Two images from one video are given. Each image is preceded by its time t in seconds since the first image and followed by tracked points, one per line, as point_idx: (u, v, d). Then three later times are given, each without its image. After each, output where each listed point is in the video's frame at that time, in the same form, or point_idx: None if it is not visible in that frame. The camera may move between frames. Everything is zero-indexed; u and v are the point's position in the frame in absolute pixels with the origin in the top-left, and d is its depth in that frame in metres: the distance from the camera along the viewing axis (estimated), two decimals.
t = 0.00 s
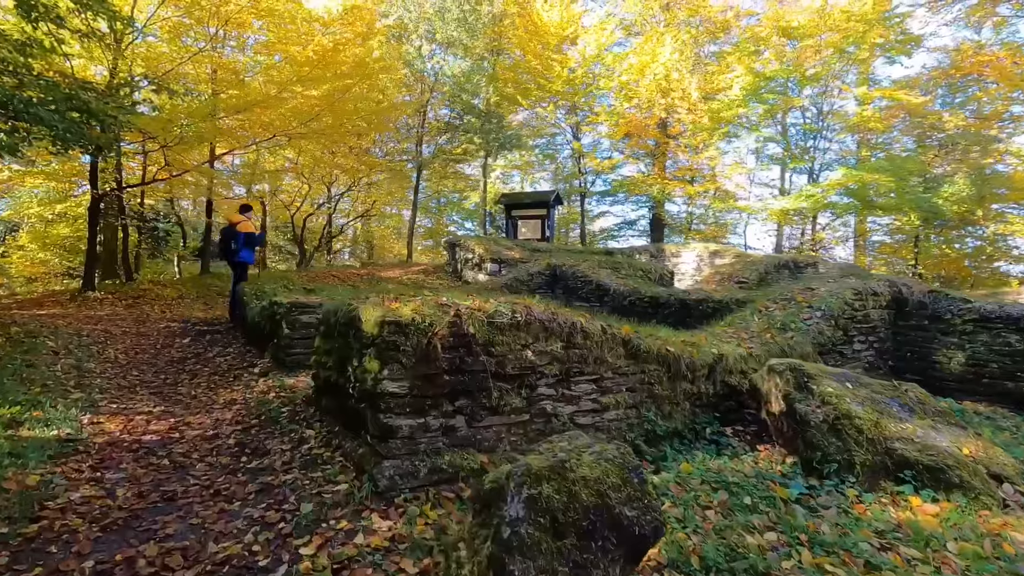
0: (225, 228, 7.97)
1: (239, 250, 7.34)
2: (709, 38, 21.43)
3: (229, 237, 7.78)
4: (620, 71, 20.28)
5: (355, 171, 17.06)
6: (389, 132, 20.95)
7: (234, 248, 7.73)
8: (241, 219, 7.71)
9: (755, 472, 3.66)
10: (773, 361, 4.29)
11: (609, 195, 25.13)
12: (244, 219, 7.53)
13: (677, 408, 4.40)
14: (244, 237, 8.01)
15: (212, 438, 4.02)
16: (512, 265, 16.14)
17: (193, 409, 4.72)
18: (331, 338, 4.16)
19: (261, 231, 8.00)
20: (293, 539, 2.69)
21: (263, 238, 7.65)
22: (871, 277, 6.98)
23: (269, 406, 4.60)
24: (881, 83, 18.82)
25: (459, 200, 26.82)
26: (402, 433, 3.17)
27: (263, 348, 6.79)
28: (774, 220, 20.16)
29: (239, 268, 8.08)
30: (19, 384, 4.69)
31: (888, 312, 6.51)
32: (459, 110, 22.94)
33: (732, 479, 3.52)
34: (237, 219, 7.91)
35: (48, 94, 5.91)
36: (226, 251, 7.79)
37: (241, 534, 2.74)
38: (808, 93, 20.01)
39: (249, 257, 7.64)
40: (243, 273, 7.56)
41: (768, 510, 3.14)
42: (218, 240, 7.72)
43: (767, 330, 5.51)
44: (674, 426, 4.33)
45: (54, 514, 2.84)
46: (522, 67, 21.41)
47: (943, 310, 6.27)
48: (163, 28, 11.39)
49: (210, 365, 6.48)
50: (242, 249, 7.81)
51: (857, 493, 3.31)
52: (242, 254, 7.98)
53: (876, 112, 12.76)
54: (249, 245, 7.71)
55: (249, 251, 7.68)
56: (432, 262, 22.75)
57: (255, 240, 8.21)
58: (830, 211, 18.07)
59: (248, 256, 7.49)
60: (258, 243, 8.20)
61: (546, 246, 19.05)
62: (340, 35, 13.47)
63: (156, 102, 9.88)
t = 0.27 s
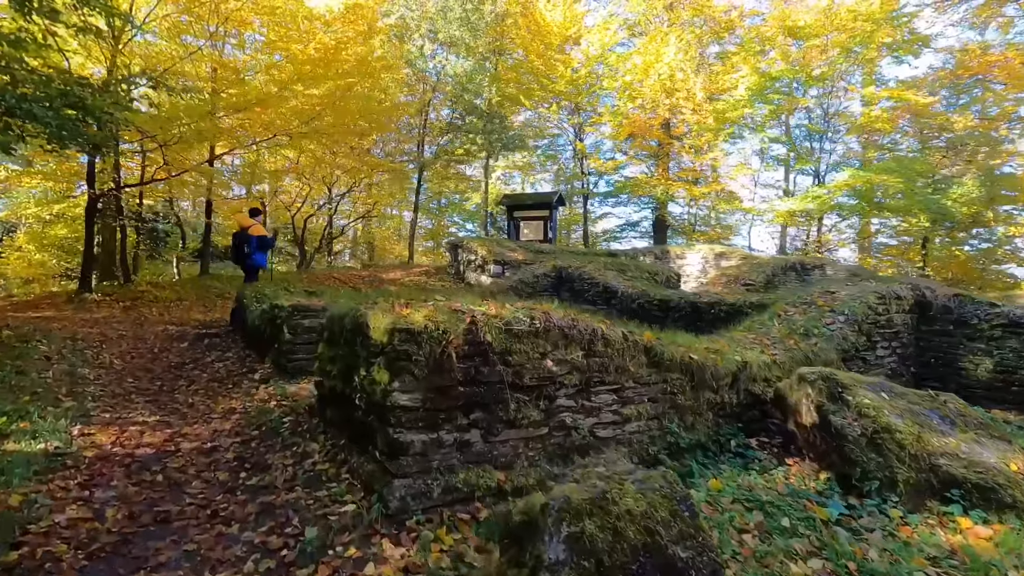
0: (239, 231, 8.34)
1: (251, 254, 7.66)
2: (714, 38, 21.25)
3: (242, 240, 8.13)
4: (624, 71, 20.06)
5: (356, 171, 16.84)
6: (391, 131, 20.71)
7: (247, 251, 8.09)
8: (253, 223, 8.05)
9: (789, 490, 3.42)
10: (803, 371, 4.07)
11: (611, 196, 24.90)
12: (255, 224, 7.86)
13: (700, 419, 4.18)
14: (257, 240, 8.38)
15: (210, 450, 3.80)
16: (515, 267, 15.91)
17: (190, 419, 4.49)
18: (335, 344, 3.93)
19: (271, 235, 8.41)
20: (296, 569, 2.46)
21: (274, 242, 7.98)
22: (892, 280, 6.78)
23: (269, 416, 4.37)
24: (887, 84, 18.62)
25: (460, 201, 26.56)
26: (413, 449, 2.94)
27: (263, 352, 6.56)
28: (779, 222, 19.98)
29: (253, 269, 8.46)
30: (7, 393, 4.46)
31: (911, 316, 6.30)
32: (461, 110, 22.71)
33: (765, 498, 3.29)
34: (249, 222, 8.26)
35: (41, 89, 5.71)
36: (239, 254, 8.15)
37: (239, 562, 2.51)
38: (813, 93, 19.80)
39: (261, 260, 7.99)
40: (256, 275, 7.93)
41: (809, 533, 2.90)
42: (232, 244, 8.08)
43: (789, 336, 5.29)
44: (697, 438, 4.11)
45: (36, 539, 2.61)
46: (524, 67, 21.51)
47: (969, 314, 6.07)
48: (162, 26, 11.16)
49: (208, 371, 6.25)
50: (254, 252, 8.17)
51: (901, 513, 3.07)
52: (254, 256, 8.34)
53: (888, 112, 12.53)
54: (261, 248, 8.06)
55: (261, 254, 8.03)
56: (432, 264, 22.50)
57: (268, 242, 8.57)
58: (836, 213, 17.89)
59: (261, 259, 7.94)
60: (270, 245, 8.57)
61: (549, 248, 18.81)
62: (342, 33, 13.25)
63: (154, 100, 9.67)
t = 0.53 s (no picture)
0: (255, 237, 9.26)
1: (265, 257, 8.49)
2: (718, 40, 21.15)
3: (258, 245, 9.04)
4: (629, 72, 19.92)
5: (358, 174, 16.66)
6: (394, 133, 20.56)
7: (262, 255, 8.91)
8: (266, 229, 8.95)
9: (820, 514, 3.22)
10: (830, 386, 3.89)
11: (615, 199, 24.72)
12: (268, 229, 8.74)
13: (720, 435, 3.99)
14: (270, 245, 9.17)
15: (208, 468, 3.62)
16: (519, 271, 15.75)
17: (187, 433, 4.31)
18: (338, 356, 3.75)
19: (284, 239, 9.14)
20: None
21: (284, 243, 8.69)
22: (912, 287, 6.59)
23: (270, 431, 4.19)
24: (895, 85, 18.45)
25: (463, 204, 26.41)
26: (423, 474, 2.75)
27: (264, 360, 6.39)
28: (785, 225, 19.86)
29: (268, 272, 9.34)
30: None
31: (933, 325, 6.10)
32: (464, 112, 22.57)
33: (796, 523, 3.09)
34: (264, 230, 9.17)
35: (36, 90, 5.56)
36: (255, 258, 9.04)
37: None
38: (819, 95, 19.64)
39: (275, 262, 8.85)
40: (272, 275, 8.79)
41: (847, 564, 2.70)
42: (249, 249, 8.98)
43: (809, 346, 5.10)
44: (718, 455, 3.92)
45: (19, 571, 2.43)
46: (528, 70, 21.67)
47: (994, 323, 5.87)
48: (162, 27, 11.00)
49: (207, 380, 6.08)
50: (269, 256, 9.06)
51: (943, 541, 2.86)
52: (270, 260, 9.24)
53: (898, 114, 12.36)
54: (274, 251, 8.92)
55: (274, 257, 8.89)
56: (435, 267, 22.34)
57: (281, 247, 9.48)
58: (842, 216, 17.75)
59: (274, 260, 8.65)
60: (283, 249, 9.36)
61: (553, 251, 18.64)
62: (345, 34, 13.10)
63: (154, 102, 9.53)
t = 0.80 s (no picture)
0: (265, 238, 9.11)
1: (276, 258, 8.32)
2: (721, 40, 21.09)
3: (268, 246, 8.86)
4: (631, 72, 19.84)
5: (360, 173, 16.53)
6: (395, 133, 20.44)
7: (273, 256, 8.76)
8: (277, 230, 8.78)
9: (848, 527, 3.07)
10: (853, 392, 3.74)
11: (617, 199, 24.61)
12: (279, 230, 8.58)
13: (739, 442, 3.84)
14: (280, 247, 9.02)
15: (204, 477, 3.46)
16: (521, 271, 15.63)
17: (183, 439, 4.15)
18: (341, 360, 3.60)
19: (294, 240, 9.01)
20: None
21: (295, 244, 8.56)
22: (927, 288, 6.45)
23: (271, 437, 4.04)
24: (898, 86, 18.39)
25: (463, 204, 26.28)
26: (434, 485, 2.60)
27: (264, 363, 6.23)
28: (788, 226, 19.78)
29: (279, 272, 9.19)
30: None
31: (949, 327, 5.95)
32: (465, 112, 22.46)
33: (824, 536, 2.94)
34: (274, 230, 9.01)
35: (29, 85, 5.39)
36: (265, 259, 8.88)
37: None
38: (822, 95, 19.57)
39: (286, 263, 8.71)
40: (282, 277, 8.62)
41: None
42: (259, 250, 8.80)
43: (826, 350, 4.95)
44: (736, 463, 3.77)
45: None
46: (530, 70, 21.66)
47: (1013, 326, 5.73)
48: (161, 25, 10.88)
49: (205, 383, 5.92)
50: (279, 256, 8.92)
51: (980, 556, 2.71)
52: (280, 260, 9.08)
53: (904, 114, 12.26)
54: (285, 252, 8.77)
55: (285, 259, 8.73)
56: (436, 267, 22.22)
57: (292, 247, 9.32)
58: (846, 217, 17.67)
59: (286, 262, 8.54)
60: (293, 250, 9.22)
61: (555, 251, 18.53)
62: (346, 33, 12.98)
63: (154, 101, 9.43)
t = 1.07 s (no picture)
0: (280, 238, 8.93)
1: (291, 260, 8.17)
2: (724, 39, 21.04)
3: (283, 246, 8.71)
4: (634, 72, 19.76)
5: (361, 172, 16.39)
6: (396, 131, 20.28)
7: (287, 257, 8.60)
8: (293, 230, 8.63)
9: (886, 539, 2.92)
10: (885, 395, 3.60)
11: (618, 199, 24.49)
12: (295, 231, 8.42)
13: (762, 447, 3.69)
14: (295, 247, 8.85)
15: (205, 483, 3.29)
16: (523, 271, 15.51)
17: (182, 443, 3.98)
18: (349, 360, 3.45)
19: (310, 240, 8.82)
20: None
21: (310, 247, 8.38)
22: (944, 288, 6.30)
23: (274, 442, 3.87)
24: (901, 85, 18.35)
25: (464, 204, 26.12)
26: (451, 496, 2.44)
27: (265, 363, 6.07)
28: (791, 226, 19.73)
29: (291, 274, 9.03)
30: None
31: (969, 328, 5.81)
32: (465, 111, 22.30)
33: (861, 549, 2.78)
34: (289, 230, 8.87)
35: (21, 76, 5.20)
36: (280, 260, 8.73)
37: None
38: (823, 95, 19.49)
39: (300, 265, 8.56)
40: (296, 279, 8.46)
41: None
42: (274, 250, 8.65)
43: (847, 351, 4.79)
44: (760, 469, 3.61)
45: None
46: (531, 68, 21.59)
47: None
48: (161, 21, 10.73)
49: (205, 384, 5.74)
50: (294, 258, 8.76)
51: None
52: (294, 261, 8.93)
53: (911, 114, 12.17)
54: (300, 254, 8.61)
55: (300, 260, 8.57)
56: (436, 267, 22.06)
57: (306, 248, 9.17)
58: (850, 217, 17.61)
59: (300, 264, 8.37)
60: (308, 250, 9.06)
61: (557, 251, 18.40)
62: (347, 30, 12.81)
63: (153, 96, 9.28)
